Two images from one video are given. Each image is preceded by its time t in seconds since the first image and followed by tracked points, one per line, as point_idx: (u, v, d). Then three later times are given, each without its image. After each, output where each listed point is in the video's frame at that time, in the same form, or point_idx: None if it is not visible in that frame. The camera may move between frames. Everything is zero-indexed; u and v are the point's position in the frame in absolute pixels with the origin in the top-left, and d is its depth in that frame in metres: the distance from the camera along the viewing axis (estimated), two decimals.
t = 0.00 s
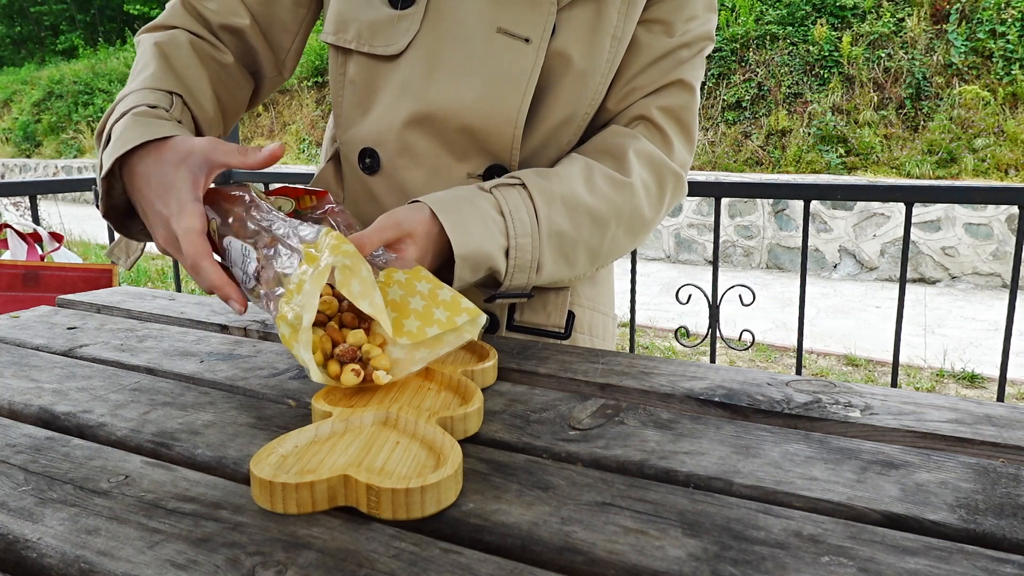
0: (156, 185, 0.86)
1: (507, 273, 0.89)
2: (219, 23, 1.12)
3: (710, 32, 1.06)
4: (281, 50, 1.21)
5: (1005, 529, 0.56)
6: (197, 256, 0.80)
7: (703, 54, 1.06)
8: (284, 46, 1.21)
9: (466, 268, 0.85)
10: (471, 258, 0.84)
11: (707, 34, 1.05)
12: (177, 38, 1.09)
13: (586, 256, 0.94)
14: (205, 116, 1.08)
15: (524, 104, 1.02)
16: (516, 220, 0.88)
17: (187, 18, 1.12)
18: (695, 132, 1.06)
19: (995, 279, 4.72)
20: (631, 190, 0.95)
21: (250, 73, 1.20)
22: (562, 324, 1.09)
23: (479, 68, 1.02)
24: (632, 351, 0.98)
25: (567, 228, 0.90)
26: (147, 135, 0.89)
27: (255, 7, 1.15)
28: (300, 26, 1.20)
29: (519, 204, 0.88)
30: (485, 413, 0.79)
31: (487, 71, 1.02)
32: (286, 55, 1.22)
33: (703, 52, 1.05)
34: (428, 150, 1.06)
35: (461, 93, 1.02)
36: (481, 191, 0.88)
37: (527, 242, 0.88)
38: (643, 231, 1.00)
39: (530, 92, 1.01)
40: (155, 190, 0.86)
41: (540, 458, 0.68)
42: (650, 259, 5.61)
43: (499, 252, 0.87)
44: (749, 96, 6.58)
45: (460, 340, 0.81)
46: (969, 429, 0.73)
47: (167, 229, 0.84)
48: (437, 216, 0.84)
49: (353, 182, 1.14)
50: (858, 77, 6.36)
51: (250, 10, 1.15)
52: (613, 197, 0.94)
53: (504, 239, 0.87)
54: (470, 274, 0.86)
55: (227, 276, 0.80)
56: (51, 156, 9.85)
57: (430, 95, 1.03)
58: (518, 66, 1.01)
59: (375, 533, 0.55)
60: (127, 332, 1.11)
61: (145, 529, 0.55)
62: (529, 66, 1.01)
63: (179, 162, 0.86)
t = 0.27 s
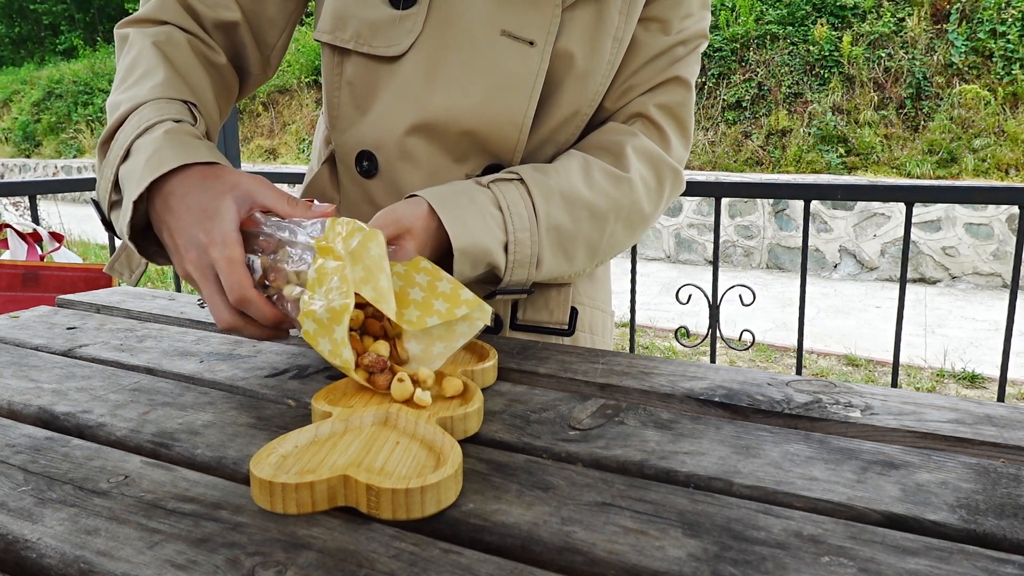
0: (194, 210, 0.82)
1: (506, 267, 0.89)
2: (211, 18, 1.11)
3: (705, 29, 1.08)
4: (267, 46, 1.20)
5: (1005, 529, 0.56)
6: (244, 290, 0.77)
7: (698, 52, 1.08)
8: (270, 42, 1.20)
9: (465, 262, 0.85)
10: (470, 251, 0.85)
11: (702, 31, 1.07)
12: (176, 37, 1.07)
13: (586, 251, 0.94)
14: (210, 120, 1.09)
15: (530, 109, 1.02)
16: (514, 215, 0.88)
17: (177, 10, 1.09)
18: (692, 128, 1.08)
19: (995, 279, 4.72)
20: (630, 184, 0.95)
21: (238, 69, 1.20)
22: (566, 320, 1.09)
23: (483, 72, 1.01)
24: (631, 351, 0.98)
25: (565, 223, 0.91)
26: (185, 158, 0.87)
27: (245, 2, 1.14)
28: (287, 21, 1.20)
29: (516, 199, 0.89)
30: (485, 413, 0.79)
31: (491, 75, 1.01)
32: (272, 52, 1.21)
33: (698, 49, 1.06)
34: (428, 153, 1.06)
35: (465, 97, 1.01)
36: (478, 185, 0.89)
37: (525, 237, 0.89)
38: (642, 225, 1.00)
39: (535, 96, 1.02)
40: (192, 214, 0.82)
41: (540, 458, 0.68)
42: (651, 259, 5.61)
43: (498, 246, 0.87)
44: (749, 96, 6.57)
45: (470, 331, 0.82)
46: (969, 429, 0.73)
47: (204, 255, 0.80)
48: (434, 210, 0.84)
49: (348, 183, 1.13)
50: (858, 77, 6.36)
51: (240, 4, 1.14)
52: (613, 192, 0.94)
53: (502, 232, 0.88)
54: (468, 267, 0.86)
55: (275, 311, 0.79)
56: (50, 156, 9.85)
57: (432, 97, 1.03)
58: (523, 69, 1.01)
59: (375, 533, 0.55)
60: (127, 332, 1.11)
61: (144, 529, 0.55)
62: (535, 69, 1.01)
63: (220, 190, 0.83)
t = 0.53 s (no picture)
0: (191, 210, 0.84)
1: (503, 260, 0.90)
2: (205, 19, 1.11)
3: (705, 25, 1.08)
4: (261, 45, 1.20)
5: (1005, 529, 0.56)
6: (250, 270, 0.78)
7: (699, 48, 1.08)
8: (265, 42, 1.20)
9: (462, 254, 0.86)
10: (466, 243, 0.85)
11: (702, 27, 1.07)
12: (170, 39, 1.07)
13: (585, 244, 0.96)
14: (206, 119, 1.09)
15: (531, 108, 1.02)
16: (511, 208, 0.89)
17: (169, 12, 1.09)
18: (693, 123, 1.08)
19: (995, 279, 4.72)
20: (629, 179, 0.96)
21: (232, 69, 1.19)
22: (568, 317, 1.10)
23: (483, 71, 1.01)
24: (631, 351, 0.99)
25: (565, 216, 0.92)
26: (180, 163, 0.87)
27: (238, 3, 1.14)
28: (281, 21, 1.19)
29: (514, 192, 0.89)
30: (485, 412, 0.79)
31: (491, 74, 1.01)
32: (266, 51, 1.21)
33: (698, 45, 1.07)
34: (427, 154, 1.06)
35: (465, 97, 1.02)
36: (475, 178, 0.89)
37: (523, 228, 0.89)
38: (642, 219, 1.01)
39: (536, 95, 1.02)
40: (189, 215, 0.84)
41: (540, 458, 0.68)
42: (650, 259, 5.61)
43: (494, 237, 0.88)
44: (749, 96, 6.58)
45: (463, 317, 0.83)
46: (969, 429, 0.74)
47: (205, 251, 0.81)
48: (430, 200, 0.85)
49: (349, 185, 1.13)
50: (858, 77, 6.36)
51: (232, 5, 1.14)
52: (612, 185, 0.95)
53: (500, 224, 0.88)
54: (465, 257, 0.86)
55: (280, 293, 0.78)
56: (50, 156, 9.85)
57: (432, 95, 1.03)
58: (524, 69, 1.01)
59: (375, 533, 0.55)
60: (127, 332, 1.11)
61: (145, 529, 0.55)
62: (536, 70, 1.01)
63: (216, 190, 0.86)
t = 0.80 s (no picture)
0: (185, 209, 0.85)
1: (509, 254, 0.92)
2: (206, 23, 1.11)
3: (708, 24, 1.08)
4: (264, 50, 1.20)
5: (1005, 529, 0.57)
6: (250, 257, 0.78)
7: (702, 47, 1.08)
8: (268, 46, 1.19)
9: (468, 248, 0.88)
10: (472, 237, 0.87)
11: (705, 26, 1.07)
12: (171, 44, 1.08)
13: (589, 240, 0.97)
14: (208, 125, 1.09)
15: (533, 107, 1.02)
16: (517, 202, 0.91)
17: (171, 17, 1.10)
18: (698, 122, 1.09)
19: (995, 279, 4.72)
20: (635, 175, 0.97)
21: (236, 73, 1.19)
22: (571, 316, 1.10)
23: (484, 72, 1.01)
24: (631, 350, 0.99)
25: (569, 211, 0.93)
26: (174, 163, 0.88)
27: (240, 7, 1.13)
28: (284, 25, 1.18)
29: (520, 186, 0.91)
30: (485, 412, 0.79)
31: (492, 74, 1.01)
32: (269, 54, 1.20)
33: (702, 44, 1.07)
34: (430, 155, 1.06)
35: (466, 97, 1.02)
36: (483, 172, 0.91)
37: (528, 224, 0.91)
38: (647, 217, 1.02)
39: (538, 95, 1.02)
40: (184, 214, 0.84)
41: (540, 458, 0.68)
42: (650, 259, 5.61)
43: (500, 232, 0.90)
44: (749, 96, 6.57)
45: (454, 316, 0.82)
46: (969, 429, 0.74)
47: (201, 246, 0.81)
48: (440, 195, 0.87)
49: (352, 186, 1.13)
50: (858, 77, 6.36)
51: (234, 8, 1.13)
52: (617, 183, 0.96)
53: (506, 218, 0.90)
54: (470, 252, 0.89)
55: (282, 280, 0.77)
56: (51, 156, 9.84)
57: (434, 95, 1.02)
58: (525, 69, 1.01)
59: (375, 533, 0.55)
60: (127, 332, 1.11)
61: (145, 529, 0.55)
62: (537, 70, 1.01)
63: (209, 189, 0.87)
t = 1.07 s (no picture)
0: (174, 204, 0.85)
1: (500, 257, 0.92)
2: (202, 20, 1.11)
3: (705, 26, 1.08)
4: (260, 48, 1.20)
5: (1005, 529, 0.57)
6: (242, 257, 0.78)
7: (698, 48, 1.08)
8: (264, 44, 1.19)
9: (457, 249, 0.88)
10: (461, 239, 0.88)
11: (702, 28, 1.07)
12: (166, 39, 1.07)
13: (583, 241, 0.97)
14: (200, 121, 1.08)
15: (533, 110, 1.02)
16: (510, 203, 0.91)
17: (168, 14, 1.10)
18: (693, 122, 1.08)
19: (995, 279, 4.72)
20: (629, 175, 0.97)
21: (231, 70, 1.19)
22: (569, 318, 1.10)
23: (484, 75, 1.01)
24: (632, 351, 0.99)
25: (562, 212, 0.93)
26: (165, 159, 0.88)
27: (236, 4, 1.14)
28: (281, 23, 1.19)
29: (513, 188, 0.91)
30: (485, 412, 0.79)
31: (493, 78, 1.01)
32: (265, 53, 1.21)
33: (698, 46, 1.07)
34: (430, 157, 1.06)
35: (466, 99, 1.02)
36: (475, 174, 0.92)
37: (519, 225, 0.92)
38: (642, 218, 1.02)
39: (538, 97, 1.02)
40: (172, 209, 0.84)
41: (540, 458, 0.68)
42: (650, 259, 5.61)
43: (491, 234, 0.90)
44: (749, 96, 6.58)
45: (438, 321, 0.86)
46: (969, 429, 0.73)
47: (188, 242, 0.81)
48: (429, 196, 0.87)
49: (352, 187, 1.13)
50: (858, 77, 6.35)
51: (230, 6, 1.13)
52: (610, 183, 0.96)
53: (497, 220, 0.91)
54: (459, 254, 0.89)
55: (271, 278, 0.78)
56: (50, 156, 9.83)
57: (432, 100, 1.03)
58: (525, 71, 1.01)
59: (375, 532, 0.55)
60: (127, 332, 1.11)
61: (145, 529, 0.55)
62: (538, 73, 1.01)
63: (199, 184, 0.87)
